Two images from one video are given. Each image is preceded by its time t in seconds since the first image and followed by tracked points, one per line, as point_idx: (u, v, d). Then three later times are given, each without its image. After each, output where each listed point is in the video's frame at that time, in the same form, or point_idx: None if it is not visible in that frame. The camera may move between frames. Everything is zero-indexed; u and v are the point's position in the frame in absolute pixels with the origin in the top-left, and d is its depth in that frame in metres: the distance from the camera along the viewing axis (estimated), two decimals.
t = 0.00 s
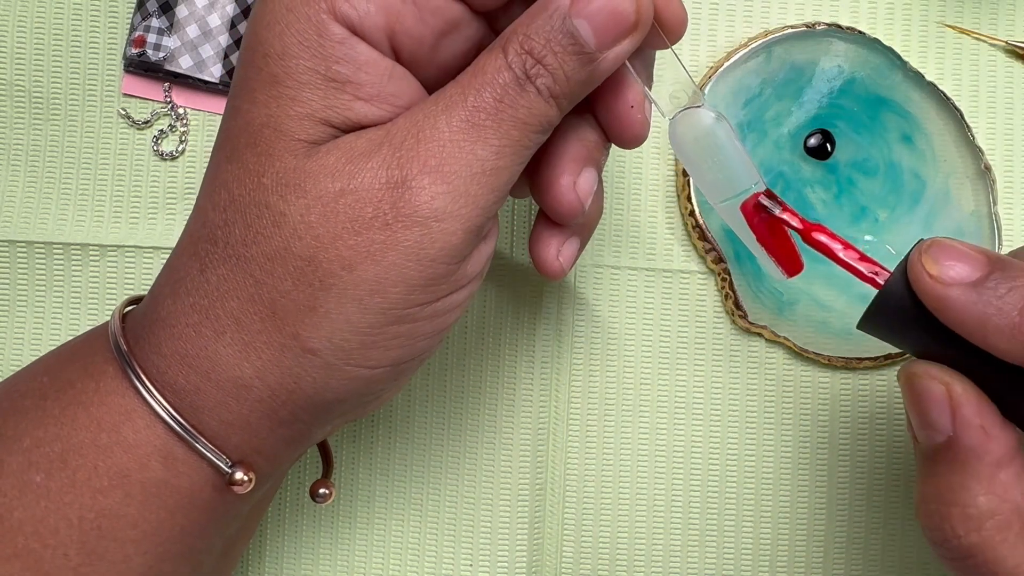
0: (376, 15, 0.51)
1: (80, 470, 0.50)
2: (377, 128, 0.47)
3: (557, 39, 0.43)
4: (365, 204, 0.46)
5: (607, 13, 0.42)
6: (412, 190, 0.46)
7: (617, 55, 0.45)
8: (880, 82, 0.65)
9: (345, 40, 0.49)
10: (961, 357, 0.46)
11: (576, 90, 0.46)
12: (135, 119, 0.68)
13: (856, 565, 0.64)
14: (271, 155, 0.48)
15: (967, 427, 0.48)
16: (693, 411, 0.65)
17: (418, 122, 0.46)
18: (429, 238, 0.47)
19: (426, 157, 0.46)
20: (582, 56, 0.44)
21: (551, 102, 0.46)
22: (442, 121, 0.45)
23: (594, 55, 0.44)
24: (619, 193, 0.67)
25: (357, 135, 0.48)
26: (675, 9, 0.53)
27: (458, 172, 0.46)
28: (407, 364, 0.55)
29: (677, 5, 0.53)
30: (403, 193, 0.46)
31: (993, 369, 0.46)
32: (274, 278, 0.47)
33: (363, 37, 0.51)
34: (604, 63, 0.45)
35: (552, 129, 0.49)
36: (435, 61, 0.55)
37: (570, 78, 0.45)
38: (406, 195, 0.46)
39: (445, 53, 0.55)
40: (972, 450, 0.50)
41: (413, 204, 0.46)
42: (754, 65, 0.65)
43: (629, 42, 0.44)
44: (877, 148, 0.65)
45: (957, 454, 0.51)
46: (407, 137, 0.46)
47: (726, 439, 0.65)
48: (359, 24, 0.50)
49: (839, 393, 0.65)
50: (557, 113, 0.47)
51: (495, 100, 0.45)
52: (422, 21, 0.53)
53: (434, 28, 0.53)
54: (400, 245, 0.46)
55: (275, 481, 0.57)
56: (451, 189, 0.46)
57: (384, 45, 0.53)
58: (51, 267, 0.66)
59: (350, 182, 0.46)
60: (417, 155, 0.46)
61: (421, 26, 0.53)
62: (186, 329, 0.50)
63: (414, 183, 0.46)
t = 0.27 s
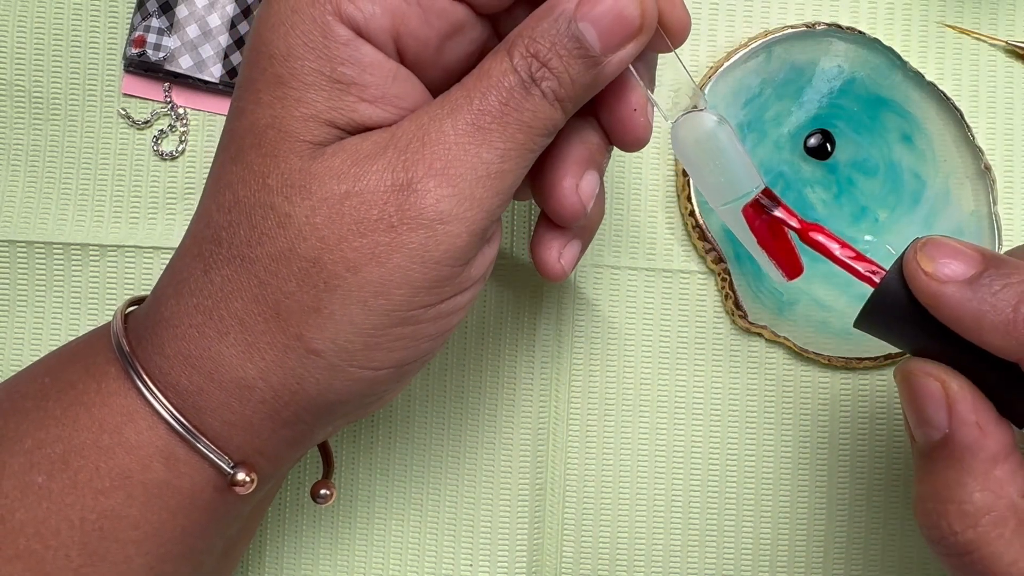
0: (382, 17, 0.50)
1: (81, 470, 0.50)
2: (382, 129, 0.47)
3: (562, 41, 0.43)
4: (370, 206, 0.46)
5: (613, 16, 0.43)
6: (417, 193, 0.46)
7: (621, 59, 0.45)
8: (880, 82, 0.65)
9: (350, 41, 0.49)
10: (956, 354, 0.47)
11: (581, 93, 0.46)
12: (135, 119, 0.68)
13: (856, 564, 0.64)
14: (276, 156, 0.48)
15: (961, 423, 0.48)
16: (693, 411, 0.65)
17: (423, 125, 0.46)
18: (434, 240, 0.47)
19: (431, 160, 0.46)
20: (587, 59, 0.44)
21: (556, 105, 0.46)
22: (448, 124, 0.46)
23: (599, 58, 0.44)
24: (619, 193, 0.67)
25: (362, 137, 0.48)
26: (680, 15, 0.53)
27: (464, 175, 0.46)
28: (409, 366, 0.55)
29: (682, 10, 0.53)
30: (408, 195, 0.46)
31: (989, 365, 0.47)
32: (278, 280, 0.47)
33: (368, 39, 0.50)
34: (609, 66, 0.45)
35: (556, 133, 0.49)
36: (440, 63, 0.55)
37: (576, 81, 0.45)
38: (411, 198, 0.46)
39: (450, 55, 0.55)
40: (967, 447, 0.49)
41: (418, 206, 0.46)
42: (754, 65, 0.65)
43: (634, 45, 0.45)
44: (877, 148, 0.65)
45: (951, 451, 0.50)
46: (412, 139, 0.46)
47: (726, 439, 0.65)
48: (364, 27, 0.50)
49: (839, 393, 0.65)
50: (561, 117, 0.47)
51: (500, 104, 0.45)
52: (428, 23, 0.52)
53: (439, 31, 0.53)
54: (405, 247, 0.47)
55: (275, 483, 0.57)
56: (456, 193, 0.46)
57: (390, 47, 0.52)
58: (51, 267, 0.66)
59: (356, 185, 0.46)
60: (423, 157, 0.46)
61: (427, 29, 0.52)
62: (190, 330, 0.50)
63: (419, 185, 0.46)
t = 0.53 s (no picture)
0: (384, 17, 0.50)
1: (81, 470, 0.50)
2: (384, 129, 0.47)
3: (567, 41, 0.43)
4: (372, 207, 0.46)
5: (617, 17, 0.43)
6: (418, 194, 0.46)
7: (625, 59, 0.45)
8: (881, 82, 0.65)
9: (351, 41, 0.49)
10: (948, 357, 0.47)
11: (584, 94, 0.46)
12: (135, 119, 0.68)
13: (856, 564, 0.64)
14: (278, 155, 0.48)
15: (955, 424, 0.48)
16: (693, 411, 0.65)
17: (425, 125, 0.46)
18: (435, 241, 0.47)
19: (432, 160, 0.46)
20: (591, 59, 0.44)
21: (559, 106, 0.46)
22: (449, 125, 0.45)
23: (603, 58, 0.44)
24: (619, 193, 0.67)
25: (363, 137, 0.48)
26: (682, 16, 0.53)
27: (465, 176, 0.46)
28: (409, 366, 0.55)
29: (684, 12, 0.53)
30: (409, 196, 0.46)
31: (981, 366, 0.47)
32: (278, 279, 0.47)
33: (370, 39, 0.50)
34: (612, 67, 0.45)
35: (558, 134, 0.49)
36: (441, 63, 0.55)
37: (579, 82, 0.45)
38: (411, 198, 0.46)
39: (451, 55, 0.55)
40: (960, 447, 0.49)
41: (419, 207, 0.46)
42: (754, 65, 0.65)
43: (638, 45, 0.45)
44: (877, 148, 0.65)
45: (945, 450, 0.50)
46: (414, 140, 0.46)
47: (726, 439, 0.65)
48: (365, 26, 0.50)
49: (839, 393, 0.65)
50: (564, 118, 0.47)
51: (501, 105, 0.45)
52: (429, 24, 0.52)
53: (441, 31, 0.53)
54: (407, 248, 0.46)
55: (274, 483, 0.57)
56: (457, 194, 0.46)
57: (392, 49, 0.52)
58: (51, 267, 0.66)
59: (358, 185, 0.46)
60: (424, 158, 0.46)
61: (429, 29, 0.52)
62: (190, 330, 0.50)
63: (420, 186, 0.46)
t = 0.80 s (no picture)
0: (345, 16, 0.49)
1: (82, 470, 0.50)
2: (375, 141, 0.46)
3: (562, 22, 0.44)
4: (366, 229, 0.45)
5: None
6: (415, 218, 0.45)
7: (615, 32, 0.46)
8: (881, 82, 0.65)
9: (314, 44, 0.48)
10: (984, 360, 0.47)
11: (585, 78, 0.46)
12: (135, 119, 0.68)
13: (856, 564, 0.64)
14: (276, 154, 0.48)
15: (991, 433, 0.49)
16: (693, 410, 0.65)
17: (416, 142, 0.45)
18: (434, 262, 0.46)
19: (428, 180, 0.45)
20: (586, 37, 0.44)
21: (562, 94, 0.45)
22: (446, 141, 0.44)
23: (597, 35, 0.45)
24: (619, 193, 0.67)
25: (353, 150, 0.47)
26: None
27: (463, 198, 0.45)
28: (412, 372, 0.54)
29: None
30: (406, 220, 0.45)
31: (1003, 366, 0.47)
32: (278, 298, 0.47)
33: (333, 39, 0.50)
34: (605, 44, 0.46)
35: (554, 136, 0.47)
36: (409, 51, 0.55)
37: (580, 62, 0.45)
38: (410, 222, 0.45)
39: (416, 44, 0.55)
40: (998, 456, 0.50)
41: (417, 230, 0.45)
42: (754, 65, 0.65)
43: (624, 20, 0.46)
44: (877, 148, 0.65)
45: (979, 460, 0.51)
46: (405, 159, 0.45)
47: (726, 439, 0.65)
48: (328, 27, 0.49)
49: (839, 393, 0.65)
50: (566, 108, 0.46)
51: (500, 110, 0.44)
52: (392, 17, 0.52)
53: (404, 24, 0.53)
54: (406, 270, 0.46)
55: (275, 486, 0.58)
56: (455, 215, 0.45)
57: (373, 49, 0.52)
58: (51, 267, 0.66)
59: (351, 208, 0.46)
60: (419, 176, 0.45)
61: (391, 21, 0.52)
62: (189, 346, 0.50)
63: (418, 208, 0.45)
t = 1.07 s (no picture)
0: (360, 28, 0.49)
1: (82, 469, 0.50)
2: (387, 153, 0.47)
3: (576, 37, 0.44)
4: (379, 241, 0.46)
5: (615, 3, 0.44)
6: (428, 231, 0.46)
7: (627, 47, 0.46)
8: (881, 82, 0.65)
9: (329, 56, 0.47)
10: (935, 346, 0.49)
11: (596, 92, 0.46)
12: (135, 119, 0.68)
13: (856, 564, 0.64)
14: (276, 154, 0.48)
15: (933, 411, 0.49)
16: (693, 410, 0.65)
17: (428, 155, 0.45)
18: (444, 274, 0.47)
19: (441, 190, 0.45)
20: (599, 51, 0.45)
21: (575, 109, 0.46)
22: (458, 154, 0.45)
23: (610, 48, 0.45)
24: (619, 193, 0.67)
25: (365, 162, 0.47)
26: None
27: (475, 212, 0.45)
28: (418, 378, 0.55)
29: None
30: (421, 233, 0.46)
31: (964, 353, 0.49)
32: (288, 307, 0.47)
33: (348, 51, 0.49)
34: (618, 57, 0.46)
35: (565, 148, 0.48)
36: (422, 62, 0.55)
37: (594, 78, 0.45)
38: (424, 235, 0.46)
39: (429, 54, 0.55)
40: (941, 433, 0.50)
41: (429, 243, 0.46)
42: (754, 65, 0.65)
43: (635, 34, 0.46)
44: (877, 148, 0.65)
45: (926, 438, 0.52)
46: (419, 170, 0.45)
47: (726, 439, 0.65)
48: (343, 39, 0.48)
49: (839, 393, 0.65)
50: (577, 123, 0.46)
51: (513, 125, 0.44)
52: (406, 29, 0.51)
53: (419, 34, 0.52)
54: (417, 281, 0.47)
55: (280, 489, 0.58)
56: (468, 228, 0.46)
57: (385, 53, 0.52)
58: (51, 267, 0.66)
59: (364, 219, 0.46)
60: (431, 187, 0.45)
61: (406, 33, 0.52)
62: (195, 353, 0.50)
63: (431, 221, 0.45)
